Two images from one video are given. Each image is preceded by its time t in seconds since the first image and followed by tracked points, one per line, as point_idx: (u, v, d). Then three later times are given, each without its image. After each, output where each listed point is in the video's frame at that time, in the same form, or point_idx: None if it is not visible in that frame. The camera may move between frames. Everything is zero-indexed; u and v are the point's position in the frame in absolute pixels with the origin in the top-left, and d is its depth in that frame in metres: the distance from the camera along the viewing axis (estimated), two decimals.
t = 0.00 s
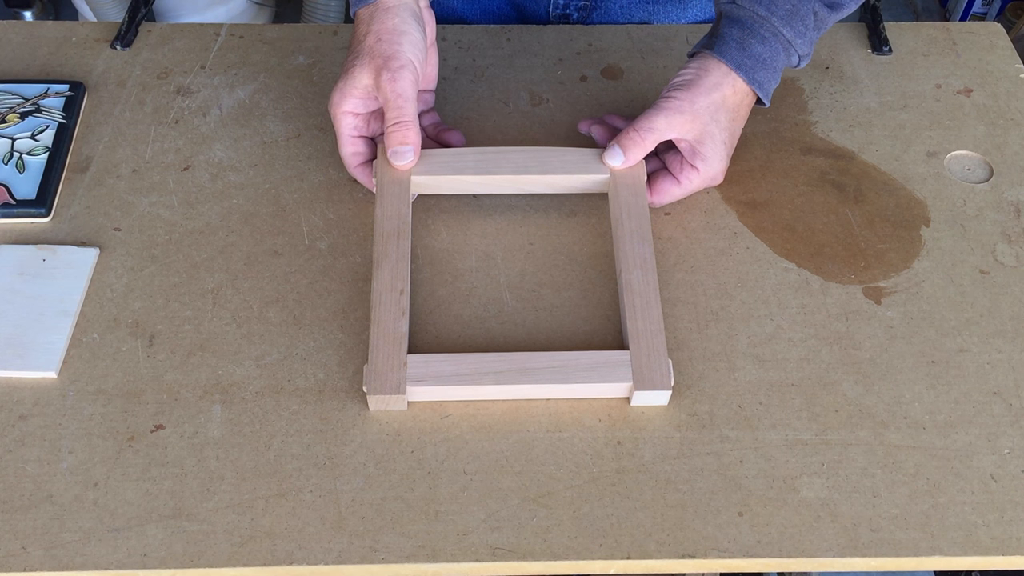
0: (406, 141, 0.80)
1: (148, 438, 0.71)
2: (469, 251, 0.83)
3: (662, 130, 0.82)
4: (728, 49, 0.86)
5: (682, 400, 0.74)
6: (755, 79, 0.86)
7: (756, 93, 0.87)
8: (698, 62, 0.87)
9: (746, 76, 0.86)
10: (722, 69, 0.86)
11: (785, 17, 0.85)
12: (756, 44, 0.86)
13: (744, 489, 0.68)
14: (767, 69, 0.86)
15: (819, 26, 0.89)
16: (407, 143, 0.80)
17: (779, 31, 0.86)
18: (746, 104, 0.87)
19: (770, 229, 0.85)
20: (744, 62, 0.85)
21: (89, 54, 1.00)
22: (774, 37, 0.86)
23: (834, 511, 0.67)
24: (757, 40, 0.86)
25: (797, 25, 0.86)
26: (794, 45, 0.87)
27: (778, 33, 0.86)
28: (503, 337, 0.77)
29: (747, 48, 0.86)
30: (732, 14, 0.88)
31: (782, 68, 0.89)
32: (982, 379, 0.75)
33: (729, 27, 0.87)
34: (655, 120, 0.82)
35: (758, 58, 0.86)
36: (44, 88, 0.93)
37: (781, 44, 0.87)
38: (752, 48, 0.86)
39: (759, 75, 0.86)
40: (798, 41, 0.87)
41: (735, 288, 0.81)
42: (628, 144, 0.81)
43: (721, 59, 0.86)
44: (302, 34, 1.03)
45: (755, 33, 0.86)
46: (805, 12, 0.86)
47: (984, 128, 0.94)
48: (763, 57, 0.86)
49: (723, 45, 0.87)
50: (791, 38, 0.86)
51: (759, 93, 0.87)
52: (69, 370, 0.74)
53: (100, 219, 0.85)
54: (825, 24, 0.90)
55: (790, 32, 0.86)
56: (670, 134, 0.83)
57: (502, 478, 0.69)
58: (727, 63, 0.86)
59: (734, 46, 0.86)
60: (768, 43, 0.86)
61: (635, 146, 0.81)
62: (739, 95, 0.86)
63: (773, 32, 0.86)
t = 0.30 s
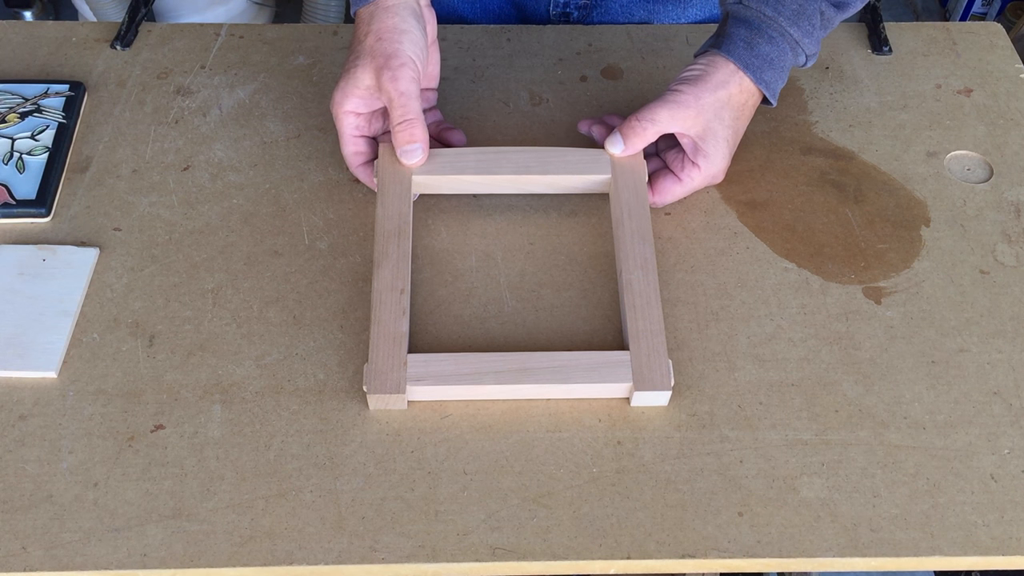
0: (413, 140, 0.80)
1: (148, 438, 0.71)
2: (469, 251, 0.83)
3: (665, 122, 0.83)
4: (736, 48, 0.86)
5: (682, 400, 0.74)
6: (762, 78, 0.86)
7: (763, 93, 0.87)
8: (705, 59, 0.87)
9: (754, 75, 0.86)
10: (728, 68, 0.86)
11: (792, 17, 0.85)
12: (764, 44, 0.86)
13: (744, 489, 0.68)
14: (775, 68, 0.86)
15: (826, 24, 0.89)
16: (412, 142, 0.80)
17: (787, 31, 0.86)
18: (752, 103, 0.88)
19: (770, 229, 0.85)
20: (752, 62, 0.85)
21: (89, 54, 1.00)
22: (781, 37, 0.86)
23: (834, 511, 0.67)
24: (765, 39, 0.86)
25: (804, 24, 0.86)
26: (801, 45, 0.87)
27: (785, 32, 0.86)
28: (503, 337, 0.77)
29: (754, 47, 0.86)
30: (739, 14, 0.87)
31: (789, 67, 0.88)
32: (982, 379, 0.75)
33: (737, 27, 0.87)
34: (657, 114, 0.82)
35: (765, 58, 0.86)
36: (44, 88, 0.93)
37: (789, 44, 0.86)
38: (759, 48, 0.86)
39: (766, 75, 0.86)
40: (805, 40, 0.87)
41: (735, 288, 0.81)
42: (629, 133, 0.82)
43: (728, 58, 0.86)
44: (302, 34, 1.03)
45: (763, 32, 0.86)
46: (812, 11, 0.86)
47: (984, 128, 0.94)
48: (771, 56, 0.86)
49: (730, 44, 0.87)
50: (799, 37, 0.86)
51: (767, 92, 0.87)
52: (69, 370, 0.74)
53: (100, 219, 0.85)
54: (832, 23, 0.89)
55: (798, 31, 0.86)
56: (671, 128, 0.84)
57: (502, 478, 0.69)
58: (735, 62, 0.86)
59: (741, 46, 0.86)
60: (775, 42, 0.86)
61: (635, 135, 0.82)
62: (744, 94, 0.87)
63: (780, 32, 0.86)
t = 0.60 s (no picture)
0: (406, 132, 0.80)
1: (148, 438, 0.71)
2: (469, 251, 0.83)
3: (671, 123, 0.83)
4: (740, 48, 0.87)
5: (682, 401, 0.74)
6: (766, 79, 0.86)
7: (766, 93, 0.88)
8: (711, 59, 0.88)
9: (757, 75, 0.86)
10: (733, 68, 0.86)
11: (795, 17, 0.85)
12: (767, 44, 0.86)
13: (745, 489, 0.68)
14: (777, 69, 0.87)
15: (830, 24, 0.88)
16: (407, 134, 0.80)
17: (790, 31, 0.86)
18: (756, 103, 0.88)
19: (770, 229, 0.85)
20: (755, 62, 0.86)
21: (89, 54, 1.00)
22: (784, 37, 0.86)
23: (834, 511, 0.67)
24: (768, 40, 0.86)
25: (807, 24, 0.86)
26: (805, 45, 0.87)
27: (788, 33, 0.86)
28: (503, 337, 0.77)
29: (758, 48, 0.86)
30: (742, 14, 0.88)
31: (792, 67, 0.89)
32: (982, 379, 0.75)
33: (741, 28, 0.87)
34: (663, 114, 0.83)
35: (769, 58, 0.86)
36: (44, 88, 0.93)
37: (792, 44, 0.87)
38: (763, 48, 0.86)
39: (770, 76, 0.86)
40: (808, 41, 0.87)
41: (735, 288, 0.81)
42: (635, 134, 0.82)
43: (732, 58, 0.87)
44: (302, 34, 1.03)
45: (766, 33, 0.86)
46: (815, 12, 0.86)
47: (984, 128, 0.94)
48: (774, 56, 0.86)
49: (734, 44, 0.87)
50: (802, 37, 0.86)
51: (770, 93, 0.88)
52: (69, 370, 0.74)
53: (100, 219, 0.85)
54: (836, 23, 0.89)
55: (801, 32, 0.86)
56: (677, 128, 0.84)
57: (502, 478, 0.69)
58: (738, 62, 0.86)
59: (745, 46, 0.86)
60: (779, 42, 0.86)
61: (641, 137, 0.82)
62: (748, 95, 0.87)
63: (784, 32, 0.86)
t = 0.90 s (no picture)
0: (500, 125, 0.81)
1: (148, 438, 0.71)
2: (469, 251, 0.84)
3: (680, 117, 0.83)
4: (746, 47, 0.87)
5: (682, 400, 0.74)
6: (771, 77, 0.87)
7: (772, 91, 0.88)
8: (719, 55, 0.88)
9: (763, 74, 0.86)
10: (742, 66, 0.86)
11: (800, 17, 0.85)
12: (773, 43, 0.86)
13: (744, 489, 0.68)
14: (784, 68, 0.87)
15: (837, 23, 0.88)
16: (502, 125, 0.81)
17: (795, 31, 0.86)
18: (761, 101, 0.88)
19: (770, 229, 0.85)
20: (761, 61, 0.86)
21: (89, 54, 1.00)
22: (790, 36, 0.87)
23: (834, 511, 0.67)
24: (774, 39, 0.87)
25: (812, 24, 0.86)
26: (810, 44, 0.87)
27: (794, 32, 0.86)
28: (503, 337, 0.77)
29: (764, 46, 0.86)
30: (747, 14, 0.88)
31: (799, 66, 0.89)
32: (982, 379, 0.75)
33: (746, 27, 0.88)
34: (675, 107, 0.83)
35: (775, 57, 0.87)
36: (44, 88, 0.93)
37: (798, 44, 0.87)
38: (769, 47, 0.86)
39: (776, 74, 0.87)
40: (814, 40, 0.87)
41: (735, 288, 0.81)
42: (646, 125, 0.81)
43: (739, 55, 0.87)
44: (302, 33, 1.03)
45: (773, 32, 0.87)
46: (820, 11, 0.86)
47: (984, 128, 0.94)
48: (780, 55, 0.87)
49: (740, 43, 0.87)
50: (808, 37, 0.86)
51: (776, 92, 0.88)
52: (69, 370, 0.74)
53: (100, 219, 0.85)
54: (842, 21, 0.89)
55: (806, 31, 0.86)
56: (686, 122, 0.84)
57: (502, 478, 0.69)
58: (745, 61, 0.86)
59: (752, 45, 0.87)
60: (785, 41, 0.87)
61: (651, 128, 0.82)
62: (755, 93, 0.87)
63: (789, 31, 0.86)
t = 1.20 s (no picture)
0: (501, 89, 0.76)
1: (148, 438, 0.71)
2: (469, 251, 0.84)
3: (692, 115, 0.83)
4: (745, 40, 0.86)
5: (682, 400, 0.74)
6: (771, 70, 0.87)
7: (772, 84, 0.88)
8: (720, 50, 0.87)
9: (764, 67, 0.86)
10: (746, 59, 0.86)
11: (799, 10, 0.85)
12: (773, 36, 0.86)
13: (744, 489, 0.68)
14: (783, 61, 0.87)
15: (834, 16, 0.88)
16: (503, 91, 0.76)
17: (794, 24, 0.86)
18: (762, 94, 0.89)
19: (770, 228, 0.85)
20: (760, 54, 0.86)
21: (89, 54, 1.00)
22: (789, 30, 0.86)
23: (834, 511, 0.67)
24: (773, 32, 0.86)
25: (811, 17, 0.86)
26: (809, 38, 0.87)
27: (793, 25, 0.86)
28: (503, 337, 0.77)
29: (763, 39, 0.86)
30: (745, 8, 0.87)
31: (796, 60, 0.89)
32: (982, 379, 0.75)
33: (745, 20, 0.87)
34: (687, 106, 0.82)
35: (775, 50, 0.86)
36: (44, 88, 0.93)
37: (797, 37, 0.87)
38: (768, 40, 0.86)
39: (775, 67, 0.87)
40: (813, 33, 0.87)
41: (735, 288, 0.81)
42: (662, 125, 0.81)
43: (739, 49, 0.86)
44: (302, 33, 1.03)
45: (772, 25, 0.86)
46: (818, 4, 0.86)
47: (984, 128, 0.94)
48: (779, 48, 0.87)
49: (739, 36, 0.87)
50: (806, 30, 0.86)
51: (775, 85, 0.88)
52: (69, 370, 0.74)
53: (100, 219, 0.85)
54: (839, 15, 0.89)
55: (805, 24, 0.86)
56: (697, 121, 0.84)
57: (502, 478, 0.69)
58: (745, 54, 0.86)
59: (751, 38, 0.86)
60: (784, 35, 0.86)
61: (667, 129, 0.81)
62: (757, 86, 0.87)
63: (788, 25, 0.86)
